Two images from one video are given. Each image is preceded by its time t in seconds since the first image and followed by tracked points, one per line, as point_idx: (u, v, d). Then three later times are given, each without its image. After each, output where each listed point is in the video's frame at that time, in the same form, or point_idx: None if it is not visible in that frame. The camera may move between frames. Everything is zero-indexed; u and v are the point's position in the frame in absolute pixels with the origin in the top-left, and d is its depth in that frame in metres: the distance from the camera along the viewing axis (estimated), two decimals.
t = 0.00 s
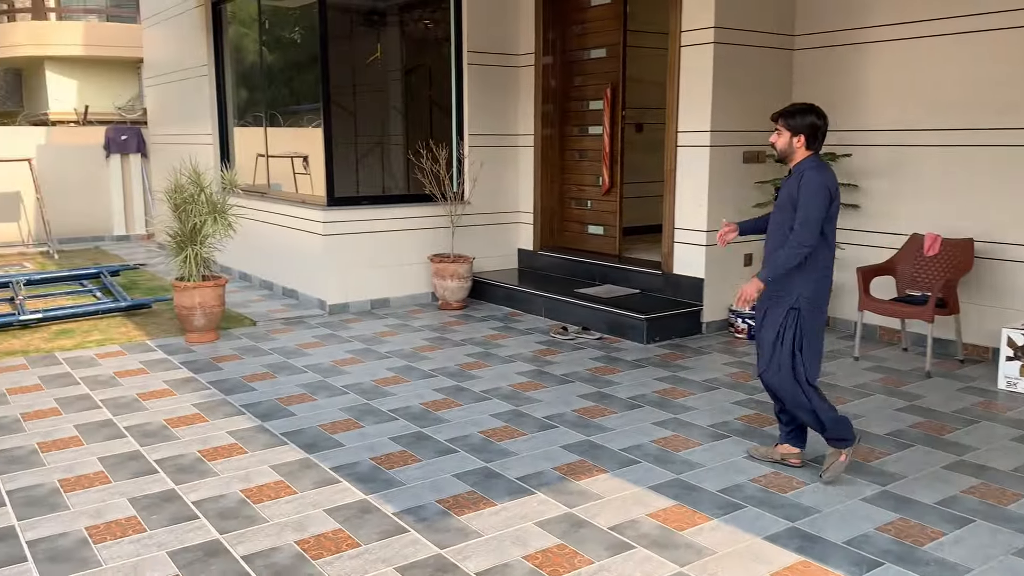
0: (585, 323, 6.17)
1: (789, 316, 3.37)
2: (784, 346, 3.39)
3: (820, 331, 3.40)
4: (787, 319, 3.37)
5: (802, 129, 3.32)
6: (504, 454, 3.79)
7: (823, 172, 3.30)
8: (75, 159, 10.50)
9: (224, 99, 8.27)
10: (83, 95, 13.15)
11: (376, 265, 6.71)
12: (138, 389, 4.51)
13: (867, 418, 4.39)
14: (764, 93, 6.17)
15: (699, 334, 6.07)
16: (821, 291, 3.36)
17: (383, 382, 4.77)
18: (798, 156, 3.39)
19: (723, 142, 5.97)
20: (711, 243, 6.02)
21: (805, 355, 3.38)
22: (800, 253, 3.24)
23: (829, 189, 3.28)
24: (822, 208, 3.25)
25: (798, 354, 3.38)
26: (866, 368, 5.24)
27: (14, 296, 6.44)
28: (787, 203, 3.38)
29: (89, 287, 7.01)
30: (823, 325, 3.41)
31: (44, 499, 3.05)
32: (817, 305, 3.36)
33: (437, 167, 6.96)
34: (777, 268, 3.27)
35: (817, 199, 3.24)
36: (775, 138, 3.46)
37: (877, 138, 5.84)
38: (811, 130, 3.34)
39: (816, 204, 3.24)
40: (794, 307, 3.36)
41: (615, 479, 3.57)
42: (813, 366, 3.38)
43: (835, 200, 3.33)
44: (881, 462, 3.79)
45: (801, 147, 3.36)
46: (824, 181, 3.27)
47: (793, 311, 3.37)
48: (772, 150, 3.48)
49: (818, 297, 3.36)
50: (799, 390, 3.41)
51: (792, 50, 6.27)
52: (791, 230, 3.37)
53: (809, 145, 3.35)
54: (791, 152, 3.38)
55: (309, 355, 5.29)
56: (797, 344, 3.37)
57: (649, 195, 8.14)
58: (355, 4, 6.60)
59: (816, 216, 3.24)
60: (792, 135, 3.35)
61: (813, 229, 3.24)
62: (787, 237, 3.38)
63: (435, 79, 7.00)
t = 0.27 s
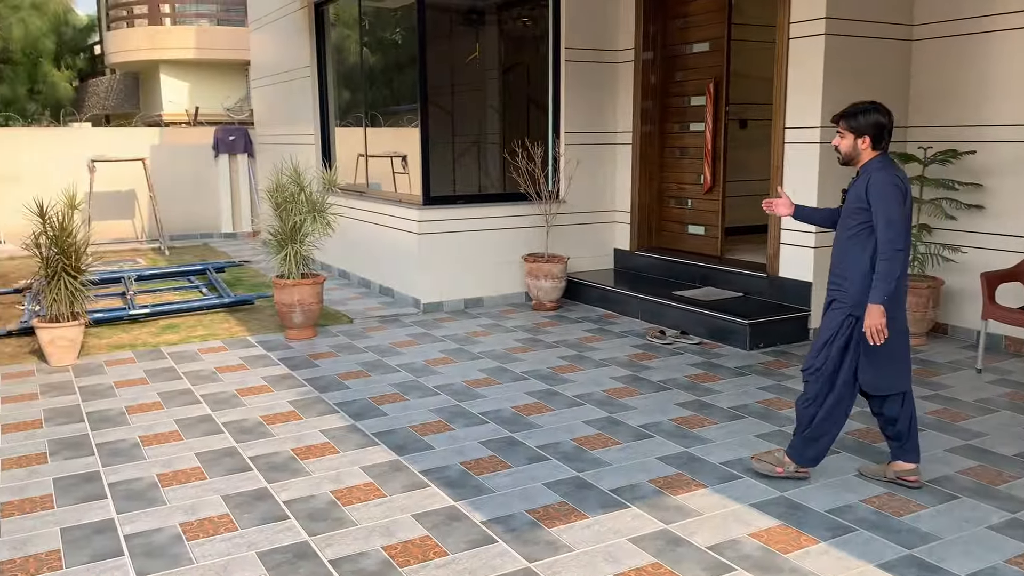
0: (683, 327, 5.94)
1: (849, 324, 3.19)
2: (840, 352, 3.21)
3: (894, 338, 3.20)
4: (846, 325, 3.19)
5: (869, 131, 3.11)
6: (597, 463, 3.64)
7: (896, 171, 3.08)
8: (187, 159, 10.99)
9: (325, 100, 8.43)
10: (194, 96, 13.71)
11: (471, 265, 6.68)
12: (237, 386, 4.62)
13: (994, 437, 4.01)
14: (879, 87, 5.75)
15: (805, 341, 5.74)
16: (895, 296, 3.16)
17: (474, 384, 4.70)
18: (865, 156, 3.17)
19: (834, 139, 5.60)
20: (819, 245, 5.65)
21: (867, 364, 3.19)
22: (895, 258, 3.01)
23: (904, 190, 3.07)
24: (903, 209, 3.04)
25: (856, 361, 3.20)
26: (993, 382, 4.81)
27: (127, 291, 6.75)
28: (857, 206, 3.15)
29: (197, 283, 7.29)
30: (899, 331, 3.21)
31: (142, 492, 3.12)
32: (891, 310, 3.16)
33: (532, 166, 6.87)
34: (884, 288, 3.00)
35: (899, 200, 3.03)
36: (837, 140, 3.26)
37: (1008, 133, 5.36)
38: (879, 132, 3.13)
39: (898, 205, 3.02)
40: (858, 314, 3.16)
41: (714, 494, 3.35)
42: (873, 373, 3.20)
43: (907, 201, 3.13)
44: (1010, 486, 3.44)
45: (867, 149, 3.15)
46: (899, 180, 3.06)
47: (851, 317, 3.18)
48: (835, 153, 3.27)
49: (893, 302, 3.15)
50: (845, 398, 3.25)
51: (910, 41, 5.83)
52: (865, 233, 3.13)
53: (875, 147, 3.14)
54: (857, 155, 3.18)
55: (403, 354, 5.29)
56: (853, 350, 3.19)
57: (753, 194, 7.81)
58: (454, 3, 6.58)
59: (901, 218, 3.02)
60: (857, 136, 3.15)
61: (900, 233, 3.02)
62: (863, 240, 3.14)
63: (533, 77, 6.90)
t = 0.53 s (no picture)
0: (765, 340, 5.71)
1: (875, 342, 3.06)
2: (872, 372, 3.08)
3: (923, 357, 3.06)
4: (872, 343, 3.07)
5: (898, 138, 2.94)
6: (672, 483, 3.49)
7: (923, 185, 2.91)
8: (271, 163, 11.26)
9: (404, 105, 8.49)
10: (278, 102, 14.05)
11: (545, 272, 6.61)
12: (311, 390, 4.67)
13: None
14: (980, 88, 5.38)
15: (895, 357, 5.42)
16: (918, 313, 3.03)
17: (546, 395, 4.59)
18: (895, 166, 3.00)
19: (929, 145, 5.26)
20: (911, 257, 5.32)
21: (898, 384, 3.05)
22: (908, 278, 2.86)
23: (930, 204, 2.90)
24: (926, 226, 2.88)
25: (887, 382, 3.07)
26: None
27: (210, 293, 6.94)
28: (882, 218, 3.01)
29: (277, 285, 7.45)
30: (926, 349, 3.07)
31: (214, 497, 3.18)
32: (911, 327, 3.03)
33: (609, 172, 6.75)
34: (889, 306, 2.88)
35: (920, 217, 2.86)
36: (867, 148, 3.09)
37: None
38: (911, 140, 2.95)
39: (919, 222, 2.86)
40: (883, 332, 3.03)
41: (796, 519, 3.16)
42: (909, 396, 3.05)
43: (936, 214, 2.95)
44: None
45: (897, 157, 2.97)
46: (926, 194, 2.89)
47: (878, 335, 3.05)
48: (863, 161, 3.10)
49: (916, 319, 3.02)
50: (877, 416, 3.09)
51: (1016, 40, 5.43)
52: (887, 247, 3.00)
53: (906, 156, 2.96)
54: (885, 165, 3.01)
55: (476, 361, 5.25)
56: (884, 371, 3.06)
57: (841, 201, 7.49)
58: (534, 7, 6.51)
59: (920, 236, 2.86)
60: (886, 144, 2.97)
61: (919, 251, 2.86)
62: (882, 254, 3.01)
63: (612, 81, 6.78)
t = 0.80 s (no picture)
0: (835, 359, 5.42)
1: (902, 359, 2.97)
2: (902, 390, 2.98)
3: (943, 377, 2.93)
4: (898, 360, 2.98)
5: (925, 144, 2.89)
6: (737, 508, 3.32)
7: (935, 195, 2.86)
8: (337, 173, 11.42)
9: (469, 116, 8.50)
10: (346, 113, 14.26)
11: (607, 284, 6.50)
12: (370, 400, 4.67)
13: None
14: None
15: (977, 381, 5.10)
16: (936, 330, 2.92)
17: (607, 411, 4.44)
18: (921, 175, 2.94)
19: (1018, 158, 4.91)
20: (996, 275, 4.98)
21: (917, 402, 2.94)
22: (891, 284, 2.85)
23: (943, 216, 2.84)
24: (929, 237, 2.82)
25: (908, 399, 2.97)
26: None
27: (276, 300, 7.05)
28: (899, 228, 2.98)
29: (341, 294, 7.53)
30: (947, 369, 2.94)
31: (270, 508, 3.22)
32: (934, 345, 2.92)
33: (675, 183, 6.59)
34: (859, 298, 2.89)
35: (921, 226, 2.82)
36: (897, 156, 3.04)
37: None
38: (941, 146, 2.89)
39: (920, 231, 2.82)
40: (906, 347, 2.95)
41: (869, 553, 2.98)
42: (928, 416, 2.93)
43: (954, 228, 2.86)
44: None
45: (924, 163, 2.92)
46: (936, 204, 2.84)
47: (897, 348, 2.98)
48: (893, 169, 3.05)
49: (933, 336, 2.92)
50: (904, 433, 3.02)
51: None
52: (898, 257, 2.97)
53: (934, 163, 2.90)
54: (912, 172, 2.96)
55: (535, 375, 5.16)
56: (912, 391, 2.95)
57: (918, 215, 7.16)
58: (601, 17, 6.43)
59: (918, 245, 2.82)
60: (915, 149, 2.92)
61: (913, 260, 2.83)
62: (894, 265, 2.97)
63: (680, 91, 6.66)
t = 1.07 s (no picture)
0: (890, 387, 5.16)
1: (913, 388, 2.89)
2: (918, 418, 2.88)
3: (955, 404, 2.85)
4: (909, 391, 2.90)
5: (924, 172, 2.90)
6: (785, 542, 3.16)
7: (936, 223, 2.85)
8: (388, 188, 11.51)
9: (519, 132, 8.47)
10: (399, 129, 14.40)
11: (655, 304, 6.37)
12: (412, 418, 4.64)
13: None
14: None
15: None
16: (943, 358, 2.85)
17: (653, 436, 4.32)
18: (921, 204, 2.94)
19: None
20: None
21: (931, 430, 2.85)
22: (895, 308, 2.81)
23: (944, 243, 2.83)
24: (931, 262, 2.80)
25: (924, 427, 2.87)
26: None
27: (324, 315, 7.11)
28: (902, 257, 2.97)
29: (388, 309, 7.55)
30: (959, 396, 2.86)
31: (308, 528, 3.22)
32: (942, 372, 2.85)
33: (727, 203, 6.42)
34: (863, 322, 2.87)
35: (923, 251, 2.81)
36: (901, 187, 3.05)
37: None
38: (940, 171, 2.89)
39: (922, 256, 2.81)
40: (915, 375, 2.87)
41: None
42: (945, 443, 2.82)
43: (956, 256, 2.85)
44: None
45: (924, 191, 2.92)
46: (936, 231, 2.83)
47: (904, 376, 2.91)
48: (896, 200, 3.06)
49: (941, 363, 2.85)
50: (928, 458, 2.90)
51: None
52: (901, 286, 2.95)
53: (933, 189, 2.90)
54: (911, 201, 2.96)
55: (580, 397, 5.06)
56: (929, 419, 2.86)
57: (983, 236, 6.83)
58: (653, 33, 6.34)
59: (921, 270, 2.80)
60: (914, 177, 2.93)
61: (914, 284, 2.80)
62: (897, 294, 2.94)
63: (733, 108, 6.52)
